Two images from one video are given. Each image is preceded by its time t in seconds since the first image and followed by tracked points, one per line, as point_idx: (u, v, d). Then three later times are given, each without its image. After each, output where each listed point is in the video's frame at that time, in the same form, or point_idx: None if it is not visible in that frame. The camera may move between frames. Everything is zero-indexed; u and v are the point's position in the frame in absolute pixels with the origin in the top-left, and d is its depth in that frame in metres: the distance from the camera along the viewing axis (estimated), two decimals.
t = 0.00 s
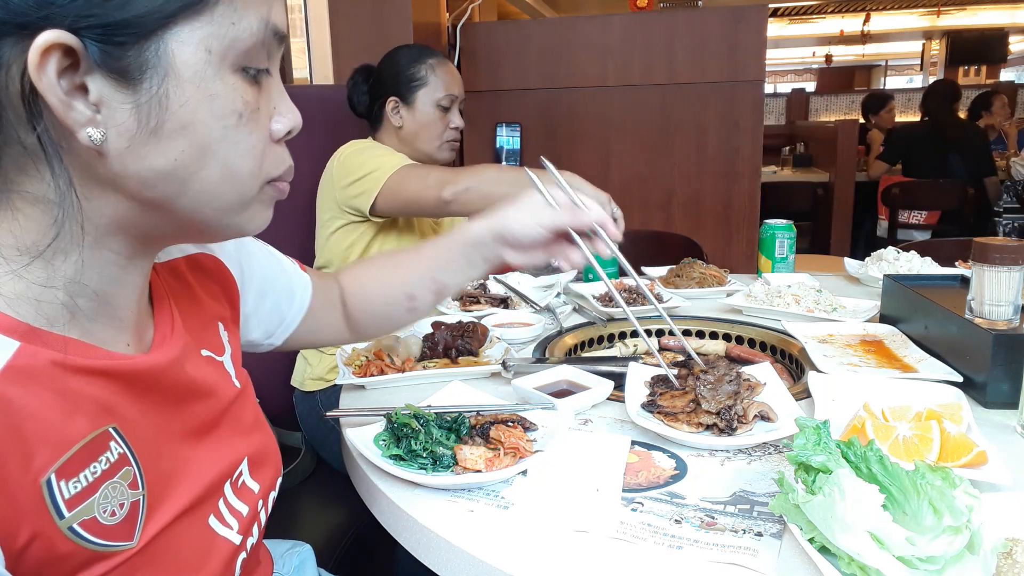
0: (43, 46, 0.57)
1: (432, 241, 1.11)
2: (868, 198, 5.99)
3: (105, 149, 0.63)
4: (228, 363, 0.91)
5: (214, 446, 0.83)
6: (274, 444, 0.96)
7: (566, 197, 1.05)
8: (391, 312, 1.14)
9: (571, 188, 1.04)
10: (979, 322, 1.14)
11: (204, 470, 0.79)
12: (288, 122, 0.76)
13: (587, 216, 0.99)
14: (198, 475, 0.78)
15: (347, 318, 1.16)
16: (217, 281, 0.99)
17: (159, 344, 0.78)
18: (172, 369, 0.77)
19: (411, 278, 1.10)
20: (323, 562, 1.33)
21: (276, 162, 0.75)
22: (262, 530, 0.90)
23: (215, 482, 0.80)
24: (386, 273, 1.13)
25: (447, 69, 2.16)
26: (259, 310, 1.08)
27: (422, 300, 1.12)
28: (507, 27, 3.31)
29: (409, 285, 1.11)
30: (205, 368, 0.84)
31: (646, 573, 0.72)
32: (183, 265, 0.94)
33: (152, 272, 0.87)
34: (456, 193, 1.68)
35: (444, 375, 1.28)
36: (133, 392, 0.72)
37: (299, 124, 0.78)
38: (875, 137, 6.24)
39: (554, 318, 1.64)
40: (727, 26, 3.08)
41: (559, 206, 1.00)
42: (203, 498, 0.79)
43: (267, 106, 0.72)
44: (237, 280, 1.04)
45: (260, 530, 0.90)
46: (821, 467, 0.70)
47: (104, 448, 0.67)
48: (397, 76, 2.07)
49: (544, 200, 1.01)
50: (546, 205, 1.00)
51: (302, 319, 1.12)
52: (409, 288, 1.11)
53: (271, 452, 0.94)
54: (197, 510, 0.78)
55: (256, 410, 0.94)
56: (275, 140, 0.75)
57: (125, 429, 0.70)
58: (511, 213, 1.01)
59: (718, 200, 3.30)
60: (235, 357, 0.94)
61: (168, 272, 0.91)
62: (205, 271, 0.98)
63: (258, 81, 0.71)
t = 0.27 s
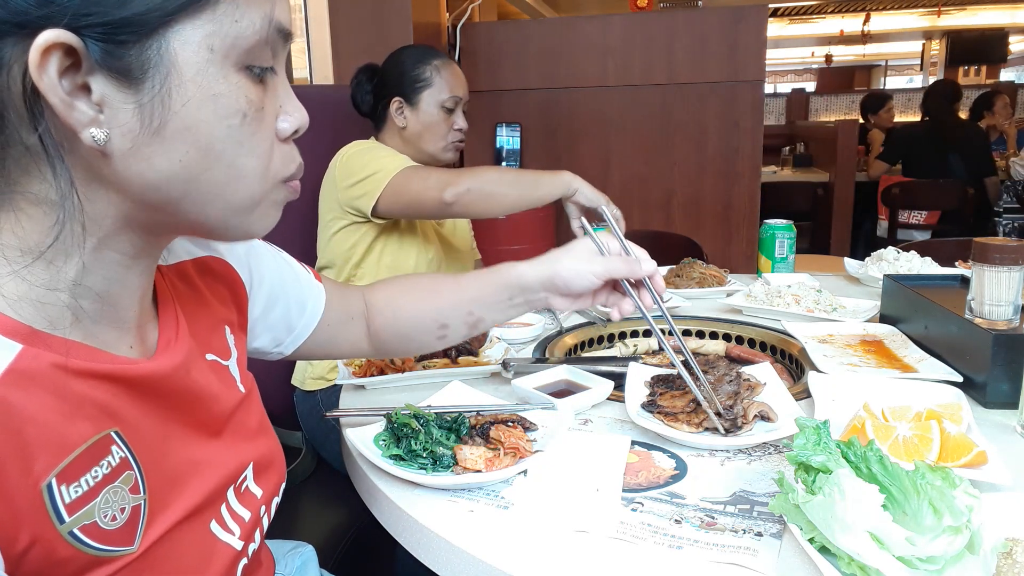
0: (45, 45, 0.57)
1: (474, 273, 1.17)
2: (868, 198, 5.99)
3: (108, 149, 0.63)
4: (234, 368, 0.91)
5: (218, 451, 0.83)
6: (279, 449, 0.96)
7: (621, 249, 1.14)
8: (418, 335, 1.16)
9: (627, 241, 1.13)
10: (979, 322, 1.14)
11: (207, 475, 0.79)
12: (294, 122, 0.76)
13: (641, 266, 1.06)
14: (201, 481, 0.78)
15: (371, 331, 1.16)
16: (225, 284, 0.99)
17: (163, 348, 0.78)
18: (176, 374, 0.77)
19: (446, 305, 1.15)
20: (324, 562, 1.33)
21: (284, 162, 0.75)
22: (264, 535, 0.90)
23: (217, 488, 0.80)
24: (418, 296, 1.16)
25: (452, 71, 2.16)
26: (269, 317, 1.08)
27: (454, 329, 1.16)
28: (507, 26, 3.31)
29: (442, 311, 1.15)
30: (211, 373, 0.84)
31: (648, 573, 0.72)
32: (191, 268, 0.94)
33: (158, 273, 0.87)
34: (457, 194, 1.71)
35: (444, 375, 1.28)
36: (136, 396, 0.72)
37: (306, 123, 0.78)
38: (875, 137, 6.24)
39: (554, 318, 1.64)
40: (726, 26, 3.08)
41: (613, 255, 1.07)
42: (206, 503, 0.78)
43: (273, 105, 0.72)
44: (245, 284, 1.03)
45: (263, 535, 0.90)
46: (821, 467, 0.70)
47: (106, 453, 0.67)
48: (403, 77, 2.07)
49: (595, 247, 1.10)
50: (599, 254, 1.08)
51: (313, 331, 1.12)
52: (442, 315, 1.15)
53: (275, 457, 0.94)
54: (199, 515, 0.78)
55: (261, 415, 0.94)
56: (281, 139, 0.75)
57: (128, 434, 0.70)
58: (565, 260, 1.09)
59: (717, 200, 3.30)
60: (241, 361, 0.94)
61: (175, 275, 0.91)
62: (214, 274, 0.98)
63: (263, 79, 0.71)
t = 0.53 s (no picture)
0: (42, 47, 0.57)
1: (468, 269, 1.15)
2: (868, 198, 5.99)
3: (107, 151, 0.63)
4: (234, 369, 0.91)
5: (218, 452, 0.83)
6: (279, 449, 0.96)
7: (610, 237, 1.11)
8: (414, 336, 1.15)
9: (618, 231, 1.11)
10: (979, 322, 1.14)
11: (208, 476, 0.79)
12: (294, 122, 0.76)
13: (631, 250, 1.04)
14: (201, 482, 0.78)
15: (365, 333, 1.15)
16: (224, 285, 0.99)
17: (163, 349, 0.78)
18: (176, 375, 0.77)
19: (440, 300, 1.13)
20: (324, 562, 1.33)
21: (281, 162, 0.75)
22: (264, 536, 0.90)
23: (218, 488, 0.80)
24: (413, 294, 1.15)
25: (450, 70, 2.16)
26: (265, 318, 1.08)
27: (449, 327, 1.14)
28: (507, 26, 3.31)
29: (436, 307, 1.13)
30: (211, 374, 0.84)
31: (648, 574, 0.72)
32: (190, 268, 0.95)
33: (159, 273, 0.87)
34: (455, 194, 1.72)
35: (444, 375, 1.28)
36: (136, 397, 0.72)
37: (306, 123, 0.78)
38: (875, 137, 6.24)
39: (554, 318, 1.64)
40: (726, 25, 3.08)
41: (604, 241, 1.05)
42: (205, 505, 0.79)
43: (272, 106, 0.72)
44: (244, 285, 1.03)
45: (263, 536, 0.90)
46: (821, 467, 0.70)
47: (106, 454, 0.67)
48: (401, 76, 2.07)
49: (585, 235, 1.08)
50: (591, 241, 1.06)
51: (308, 334, 1.12)
52: (436, 313, 1.13)
53: (275, 458, 0.94)
54: (199, 517, 0.78)
55: (261, 416, 0.94)
56: (281, 139, 0.75)
57: (128, 435, 0.70)
58: (558, 249, 1.06)
59: (718, 200, 3.30)
60: (240, 362, 0.94)
61: (174, 274, 0.91)
62: (212, 274, 0.98)
63: (262, 79, 0.71)
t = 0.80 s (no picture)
0: (38, 45, 0.57)
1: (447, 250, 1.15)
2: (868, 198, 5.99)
3: (102, 149, 0.63)
4: (230, 366, 0.91)
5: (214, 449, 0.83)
6: (275, 447, 0.96)
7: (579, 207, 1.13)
8: (401, 321, 1.15)
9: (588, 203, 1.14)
10: (979, 322, 1.14)
11: (204, 474, 0.79)
12: (288, 121, 0.76)
13: (601, 214, 1.07)
14: (198, 479, 0.78)
15: (352, 328, 1.16)
16: (219, 283, 1.00)
17: (159, 347, 0.78)
18: (172, 372, 0.77)
19: (421, 281, 1.13)
20: (324, 561, 1.33)
21: (276, 162, 0.75)
22: (261, 533, 0.90)
23: (214, 485, 0.80)
24: (396, 279, 1.16)
25: (449, 69, 2.16)
26: (259, 316, 1.08)
27: (434, 307, 1.14)
28: (507, 26, 3.32)
29: (420, 289, 1.14)
30: (207, 371, 0.84)
31: (646, 573, 0.72)
32: (185, 266, 0.95)
33: (153, 272, 0.87)
34: (457, 193, 1.70)
35: (444, 375, 1.28)
36: (132, 395, 0.72)
37: (300, 122, 0.78)
38: (875, 137, 6.24)
39: (554, 318, 1.64)
40: (726, 25, 3.08)
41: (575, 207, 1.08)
42: (202, 502, 0.78)
43: (267, 105, 0.72)
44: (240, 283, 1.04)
45: (260, 533, 0.90)
46: (821, 467, 0.70)
47: (102, 451, 0.67)
48: (399, 76, 2.07)
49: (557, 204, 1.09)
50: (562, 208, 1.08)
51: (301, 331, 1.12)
52: (420, 294, 1.13)
53: (271, 455, 0.94)
54: (195, 514, 0.78)
55: (257, 414, 0.94)
56: (275, 138, 0.75)
57: (124, 433, 0.70)
58: (533, 216, 1.07)
59: (718, 200, 3.30)
60: (237, 360, 0.94)
61: (169, 273, 0.91)
62: (207, 272, 0.98)
63: (257, 79, 0.71)
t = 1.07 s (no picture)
0: (45, 46, 0.57)
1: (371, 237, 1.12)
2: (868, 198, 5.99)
3: (105, 149, 0.63)
4: (227, 362, 0.91)
5: (214, 444, 0.83)
6: (273, 444, 0.96)
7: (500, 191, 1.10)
8: (334, 311, 1.12)
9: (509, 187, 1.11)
10: (979, 322, 1.14)
11: (205, 469, 0.79)
12: (288, 124, 0.76)
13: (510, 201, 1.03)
14: (198, 474, 0.78)
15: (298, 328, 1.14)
16: (213, 282, 1.00)
17: (159, 343, 0.78)
18: (171, 368, 0.77)
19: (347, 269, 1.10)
20: (323, 561, 1.33)
21: (274, 162, 0.75)
22: (262, 530, 0.90)
23: (215, 481, 0.80)
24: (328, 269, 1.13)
25: (450, 69, 2.16)
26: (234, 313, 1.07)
27: (361, 294, 1.11)
28: (507, 26, 3.31)
29: (347, 277, 1.11)
30: (205, 367, 0.84)
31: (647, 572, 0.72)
32: (181, 265, 0.95)
33: (153, 270, 0.87)
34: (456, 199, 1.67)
35: (444, 375, 1.28)
36: (134, 390, 0.72)
37: (299, 125, 0.78)
38: (875, 137, 6.24)
39: (554, 319, 1.64)
40: (726, 25, 3.08)
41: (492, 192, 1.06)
42: (203, 497, 0.79)
43: (267, 109, 0.72)
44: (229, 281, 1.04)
45: (260, 529, 0.90)
46: (821, 467, 0.70)
47: (107, 447, 0.67)
48: (401, 76, 2.07)
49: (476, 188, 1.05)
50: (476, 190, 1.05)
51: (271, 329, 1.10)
52: (346, 282, 1.11)
53: (269, 451, 0.94)
54: (197, 509, 0.78)
55: (254, 409, 0.94)
56: (274, 141, 0.75)
57: (127, 429, 0.70)
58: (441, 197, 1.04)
59: (718, 200, 3.30)
60: (233, 357, 0.94)
61: (167, 270, 0.91)
62: (201, 271, 0.99)
63: (259, 82, 0.71)
